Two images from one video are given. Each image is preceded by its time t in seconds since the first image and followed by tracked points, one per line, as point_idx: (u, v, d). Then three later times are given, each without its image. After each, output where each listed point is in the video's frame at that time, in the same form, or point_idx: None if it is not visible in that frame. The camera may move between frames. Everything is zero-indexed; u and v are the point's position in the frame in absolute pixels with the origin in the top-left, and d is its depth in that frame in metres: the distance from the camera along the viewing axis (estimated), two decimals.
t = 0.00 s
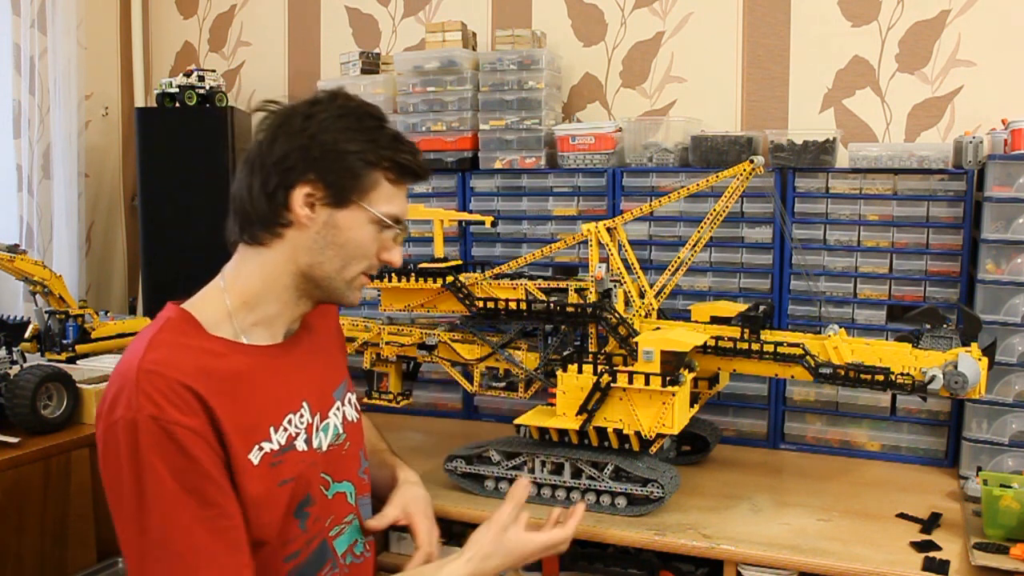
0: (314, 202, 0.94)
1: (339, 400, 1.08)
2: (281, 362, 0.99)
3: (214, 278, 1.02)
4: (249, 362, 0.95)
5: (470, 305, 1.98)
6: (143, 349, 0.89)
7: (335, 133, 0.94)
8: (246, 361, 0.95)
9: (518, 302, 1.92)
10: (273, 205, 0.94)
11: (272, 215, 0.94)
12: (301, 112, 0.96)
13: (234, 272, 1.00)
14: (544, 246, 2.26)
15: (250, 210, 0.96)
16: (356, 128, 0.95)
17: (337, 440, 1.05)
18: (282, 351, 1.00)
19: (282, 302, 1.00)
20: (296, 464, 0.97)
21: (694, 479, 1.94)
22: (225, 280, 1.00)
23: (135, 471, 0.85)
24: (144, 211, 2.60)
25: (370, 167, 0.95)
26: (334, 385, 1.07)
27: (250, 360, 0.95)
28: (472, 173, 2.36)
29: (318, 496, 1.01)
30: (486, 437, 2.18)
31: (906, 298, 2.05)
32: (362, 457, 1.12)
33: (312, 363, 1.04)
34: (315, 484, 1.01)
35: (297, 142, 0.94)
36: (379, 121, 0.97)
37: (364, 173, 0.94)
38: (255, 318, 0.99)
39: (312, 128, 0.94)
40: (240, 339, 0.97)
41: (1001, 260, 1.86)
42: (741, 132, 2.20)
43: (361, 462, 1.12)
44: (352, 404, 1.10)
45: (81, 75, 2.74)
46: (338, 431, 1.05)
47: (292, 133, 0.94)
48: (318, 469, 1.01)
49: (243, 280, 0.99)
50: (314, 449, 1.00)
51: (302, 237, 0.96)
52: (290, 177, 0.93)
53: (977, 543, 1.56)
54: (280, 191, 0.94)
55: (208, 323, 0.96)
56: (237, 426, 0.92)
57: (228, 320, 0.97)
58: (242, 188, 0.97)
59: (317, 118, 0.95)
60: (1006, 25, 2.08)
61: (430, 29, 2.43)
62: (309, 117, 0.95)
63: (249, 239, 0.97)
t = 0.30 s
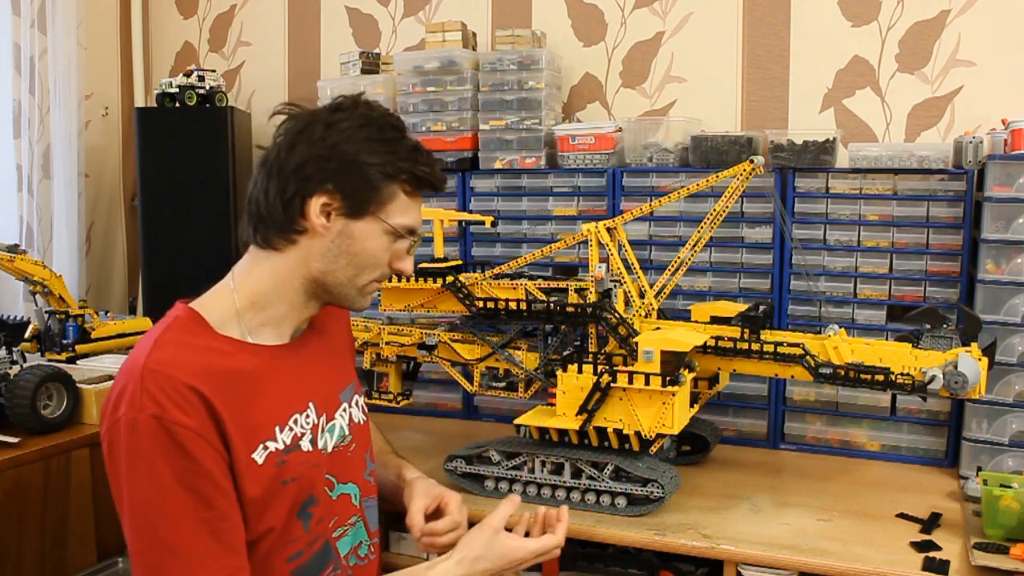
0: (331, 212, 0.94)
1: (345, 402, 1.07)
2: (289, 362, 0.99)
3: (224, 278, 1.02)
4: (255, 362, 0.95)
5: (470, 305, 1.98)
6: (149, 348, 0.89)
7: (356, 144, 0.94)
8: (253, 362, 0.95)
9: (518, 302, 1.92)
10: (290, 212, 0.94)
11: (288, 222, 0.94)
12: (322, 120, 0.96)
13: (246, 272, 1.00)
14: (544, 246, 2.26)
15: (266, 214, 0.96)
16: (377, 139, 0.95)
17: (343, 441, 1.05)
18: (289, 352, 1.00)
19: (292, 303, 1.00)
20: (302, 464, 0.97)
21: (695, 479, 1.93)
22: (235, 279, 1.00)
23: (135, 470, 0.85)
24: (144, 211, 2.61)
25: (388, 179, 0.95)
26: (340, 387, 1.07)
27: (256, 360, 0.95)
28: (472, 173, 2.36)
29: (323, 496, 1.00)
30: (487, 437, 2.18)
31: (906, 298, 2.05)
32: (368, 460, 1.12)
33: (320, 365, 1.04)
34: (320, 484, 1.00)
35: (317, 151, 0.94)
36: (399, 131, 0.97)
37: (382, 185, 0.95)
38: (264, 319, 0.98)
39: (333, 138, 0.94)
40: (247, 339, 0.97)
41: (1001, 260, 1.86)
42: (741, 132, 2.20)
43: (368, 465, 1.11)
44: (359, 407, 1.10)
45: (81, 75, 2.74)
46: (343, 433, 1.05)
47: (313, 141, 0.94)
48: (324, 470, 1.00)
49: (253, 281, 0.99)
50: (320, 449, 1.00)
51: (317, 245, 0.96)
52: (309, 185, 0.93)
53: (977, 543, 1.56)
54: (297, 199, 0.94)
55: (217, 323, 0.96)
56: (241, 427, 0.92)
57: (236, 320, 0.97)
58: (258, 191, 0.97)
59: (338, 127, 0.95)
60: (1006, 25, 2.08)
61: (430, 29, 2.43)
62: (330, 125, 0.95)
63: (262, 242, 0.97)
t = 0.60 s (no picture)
0: (319, 212, 0.94)
1: (349, 402, 1.06)
2: (290, 363, 0.99)
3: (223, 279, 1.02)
4: (256, 364, 0.95)
5: (470, 305, 1.98)
6: (150, 352, 0.89)
7: (338, 141, 0.93)
8: (254, 364, 0.95)
9: (518, 302, 1.92)
10: (278, 215, 0.95)
11: (277, 225, 0.95)
12: (303, 119, 0.95)
13: (242, 273, 1.00)
14: (544, 246, 2.26)
15: (257, 218, 0.96)
16: (360, 134, 0.94)
17: (345, 441, 1.04)
18: (292, 352, 1.00)
19: (288, 303, 1.00)
20: (305, 465, 0.96)
21: (695, 479, 1.93)
22: (232, 281, 1.00)
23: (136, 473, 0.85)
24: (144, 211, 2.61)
25: (374, 173, 0.95)
26: (344, 386, 1.06)
27: (257, 362, 0.95)
28: (472, 173, 2.36)
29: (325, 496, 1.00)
30: (486, 437, 2.18)
31: (906, 298, 2.05)
32: (371, 460, 1.11)
33: (322, 365, 1.04)
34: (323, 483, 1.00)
35: (300, 151, 0.93)
36: (383, 123, 0.96)
37: (368, 180, 0.94)
38: (262, 321, 0.99)
39: (315, 136, 0.94)
40: (249, 341, 0.97)
41: (1001, 260, 1.86)
42: (741, 132, 2.20)
43: (370, 464, 1.11)
44: (364, 406, 1.09)
45: (80, 76, 2.74)
46: (346, 433, 1.04)
47: (295, 141, 0.94)
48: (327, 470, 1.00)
49: (249, 282, 0.99)
50: (323, 449, 0.99)
51: (308, 245, 0.96)
52: (294, 187, 0.93)
53: (977, 543, 1.56)
54: (284, 202, 0.94)
55: (217, 325, 0.96)
56: (242, 429, 0.92)
57: (237, 322, 0.98)
58: (248, 196, 0.98)
59: (320, 125, 0.94)
60: (1006, 25, 2.08)
61: (430, 29, 2.43)
62: (311, 123, 0.95)
63: (254, 246, 0.98)
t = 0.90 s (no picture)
0: (312, 204, 0.94)
1: (354, 399, 1.07)
2: (295, 358, 1.00)
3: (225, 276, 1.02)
4: (260, 359, 0.95)
5: (470, 305, 1.98)
6: (153, 348, 0.89)
7: (331, 133, 0.93)
8: (258, 359, 0.95)
9: (518, 302, 1.92)
10: (273, 208, 0.95)
11: (272, 218, 0.95)
12: (299, 112, 0.95)
13: (242, 268, 1.00)
14: (544, 246, 2.26)
15: (254, 213, 0.97)
16: (353, 126, 0.94)
17: (350, 438, 1.05)
18: (296, 348, 1.01)
19: (286, 300, 1.00)
20: (309, 458, 0.98)
21: (695, 479, 1.93)
22: (232, 278, 1.00)
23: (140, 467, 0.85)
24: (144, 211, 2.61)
25: (367, 166, 0.93)
26: (349, 383, 1.06)
27: (260, 357, 0.95)
28: (472, 173, 2.36)
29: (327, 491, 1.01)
30: (486, 437, 2.18)
31: (906, 298, 2.05)
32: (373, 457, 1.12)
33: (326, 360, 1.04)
34: (325, 477, 1.01)
35: (294, 143, 0.93)
36: (378, 117, 0.96)
37: (360, 173, 0.93)
38: (261, 317, 0.99)
39: (309, 128, 0.94)
40: (251, 336, 0.97)
41: (1001, 260, 1.86)
42: (741, 132, 2.20)
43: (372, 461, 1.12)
44: (367, 403, 1.10)
45: (81, 76, 2.74)
46: (350, 430, 1.05)
47: (290, 134, 0.94)
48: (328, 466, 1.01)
49: (249, 278, 0.99)
50: (326, 445, 1.01)
51: (303, 239, 0.96)
52: (287, 179, 0.93)
53: (977, 543, 1.56)
54: (278, 194, 0.94)
55: (221, 322, 0.96)
56: (247, 422, 0.92)
57: (240, 318, 0.98)
58: (246, 191, 0.98)
59: (314, 118, 0.94)
60: (1006, 25, 2.08)
61: (430, 29, 2.43)
62: (306, 116, 0.95)
63: (252, 241, 0.98)
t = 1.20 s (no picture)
0: (292, 200, 0.94)
1: (356, 402, 1.05)
2: (298, 364, 0.99)
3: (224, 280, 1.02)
4: (263, 365, 0.94)
5: (470, 305, 1.98)
6: (158, 355, 0.89)
7: (302, 126, 0.94)
8: (262, 364, 0.94)
9: (518, 302, 1.92)
10: (256, 211, 0.96)
11: (257, 220, 0.96)
12: (271, 111, 0.96)
13: (240, 273, 1.00)
14: (544, 246, 2.26)
15: (242, 219, 0.98)
16: (325, 116, 0.94)
17: (351, 442, 1.03)
18: (299, 352, 1.00)
19: (283, 297, 0.99)
20: (313, 463, 0.96)
21: (695, 479, 1.93)
22: (232, 282, 1.00)
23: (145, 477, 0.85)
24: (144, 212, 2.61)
25: (342, 155, 0.93)
26: (350, 386, 1.05)
27: (264, 363, 0.94)
28: (473, 173, 2.36)
29: (332, 496, 0.99)
30: (486, 437, 2.18)
31: (906, 298, 2.05)
32: (376, 461, 1.10)
33: (329, 364, 1.03)
34: (330, 482, 0.99)
35: (268, 141, 0.94)
36: (350, 105, 0.96)
37: (336, 162, 0.93)
38: (260, 318, 0.98)
39: (282, 124, 0.94)
40: (252, 340, 0.97)
41: (1002, 260, 1.86)
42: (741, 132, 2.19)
43: (375, 465, 1.09)
44: (369, 406, 1.08)
45: (81, 75, 2.74)
46: (353, 434, 1.03)
47: (264, 133, 0.95)
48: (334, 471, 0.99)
49: (249, 282, 0.99)
50: (330, 451, 0.99)
51: (290, 237, 0.96)
52: (265, 178, 0.94)
53: (978, 543, 1.56)
54: (259, 195, 0.95)
55: (222, 325, 0.96)
56: (251, 430, 0.91)
57: (240, 322, 0.97)
58: (233, 200, 0.99)
59: (286, 113, 0.95)
60: (1006, 25, 2.08)
61: (430, 29, 2.43)
62: (278, 110, 0.95)
63: (246, 245, 0.99)
